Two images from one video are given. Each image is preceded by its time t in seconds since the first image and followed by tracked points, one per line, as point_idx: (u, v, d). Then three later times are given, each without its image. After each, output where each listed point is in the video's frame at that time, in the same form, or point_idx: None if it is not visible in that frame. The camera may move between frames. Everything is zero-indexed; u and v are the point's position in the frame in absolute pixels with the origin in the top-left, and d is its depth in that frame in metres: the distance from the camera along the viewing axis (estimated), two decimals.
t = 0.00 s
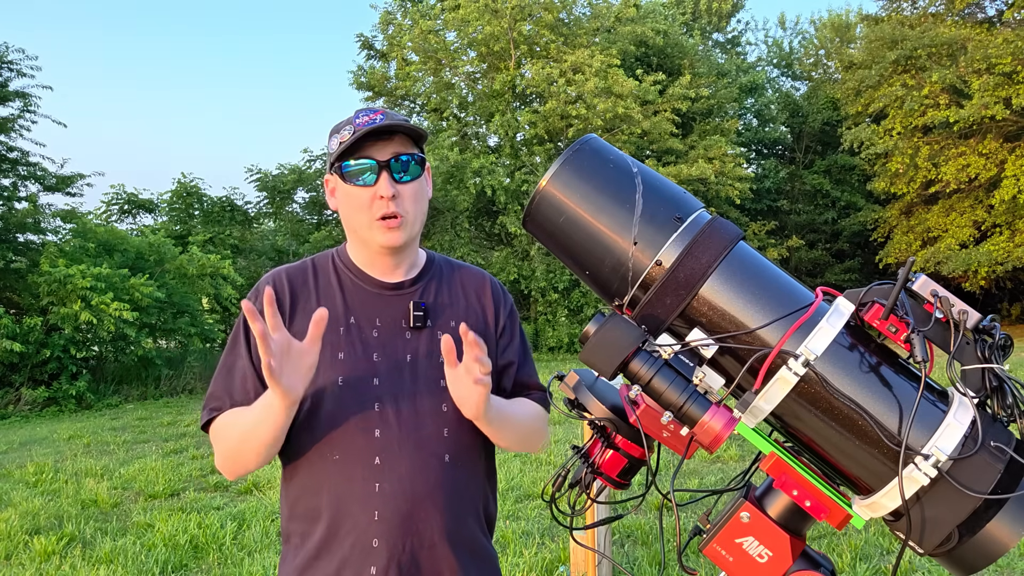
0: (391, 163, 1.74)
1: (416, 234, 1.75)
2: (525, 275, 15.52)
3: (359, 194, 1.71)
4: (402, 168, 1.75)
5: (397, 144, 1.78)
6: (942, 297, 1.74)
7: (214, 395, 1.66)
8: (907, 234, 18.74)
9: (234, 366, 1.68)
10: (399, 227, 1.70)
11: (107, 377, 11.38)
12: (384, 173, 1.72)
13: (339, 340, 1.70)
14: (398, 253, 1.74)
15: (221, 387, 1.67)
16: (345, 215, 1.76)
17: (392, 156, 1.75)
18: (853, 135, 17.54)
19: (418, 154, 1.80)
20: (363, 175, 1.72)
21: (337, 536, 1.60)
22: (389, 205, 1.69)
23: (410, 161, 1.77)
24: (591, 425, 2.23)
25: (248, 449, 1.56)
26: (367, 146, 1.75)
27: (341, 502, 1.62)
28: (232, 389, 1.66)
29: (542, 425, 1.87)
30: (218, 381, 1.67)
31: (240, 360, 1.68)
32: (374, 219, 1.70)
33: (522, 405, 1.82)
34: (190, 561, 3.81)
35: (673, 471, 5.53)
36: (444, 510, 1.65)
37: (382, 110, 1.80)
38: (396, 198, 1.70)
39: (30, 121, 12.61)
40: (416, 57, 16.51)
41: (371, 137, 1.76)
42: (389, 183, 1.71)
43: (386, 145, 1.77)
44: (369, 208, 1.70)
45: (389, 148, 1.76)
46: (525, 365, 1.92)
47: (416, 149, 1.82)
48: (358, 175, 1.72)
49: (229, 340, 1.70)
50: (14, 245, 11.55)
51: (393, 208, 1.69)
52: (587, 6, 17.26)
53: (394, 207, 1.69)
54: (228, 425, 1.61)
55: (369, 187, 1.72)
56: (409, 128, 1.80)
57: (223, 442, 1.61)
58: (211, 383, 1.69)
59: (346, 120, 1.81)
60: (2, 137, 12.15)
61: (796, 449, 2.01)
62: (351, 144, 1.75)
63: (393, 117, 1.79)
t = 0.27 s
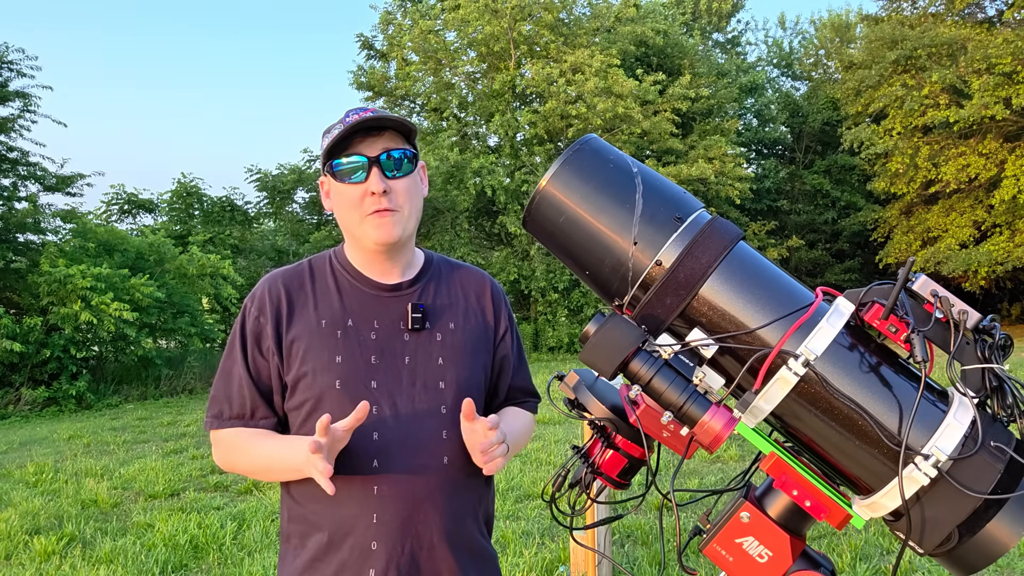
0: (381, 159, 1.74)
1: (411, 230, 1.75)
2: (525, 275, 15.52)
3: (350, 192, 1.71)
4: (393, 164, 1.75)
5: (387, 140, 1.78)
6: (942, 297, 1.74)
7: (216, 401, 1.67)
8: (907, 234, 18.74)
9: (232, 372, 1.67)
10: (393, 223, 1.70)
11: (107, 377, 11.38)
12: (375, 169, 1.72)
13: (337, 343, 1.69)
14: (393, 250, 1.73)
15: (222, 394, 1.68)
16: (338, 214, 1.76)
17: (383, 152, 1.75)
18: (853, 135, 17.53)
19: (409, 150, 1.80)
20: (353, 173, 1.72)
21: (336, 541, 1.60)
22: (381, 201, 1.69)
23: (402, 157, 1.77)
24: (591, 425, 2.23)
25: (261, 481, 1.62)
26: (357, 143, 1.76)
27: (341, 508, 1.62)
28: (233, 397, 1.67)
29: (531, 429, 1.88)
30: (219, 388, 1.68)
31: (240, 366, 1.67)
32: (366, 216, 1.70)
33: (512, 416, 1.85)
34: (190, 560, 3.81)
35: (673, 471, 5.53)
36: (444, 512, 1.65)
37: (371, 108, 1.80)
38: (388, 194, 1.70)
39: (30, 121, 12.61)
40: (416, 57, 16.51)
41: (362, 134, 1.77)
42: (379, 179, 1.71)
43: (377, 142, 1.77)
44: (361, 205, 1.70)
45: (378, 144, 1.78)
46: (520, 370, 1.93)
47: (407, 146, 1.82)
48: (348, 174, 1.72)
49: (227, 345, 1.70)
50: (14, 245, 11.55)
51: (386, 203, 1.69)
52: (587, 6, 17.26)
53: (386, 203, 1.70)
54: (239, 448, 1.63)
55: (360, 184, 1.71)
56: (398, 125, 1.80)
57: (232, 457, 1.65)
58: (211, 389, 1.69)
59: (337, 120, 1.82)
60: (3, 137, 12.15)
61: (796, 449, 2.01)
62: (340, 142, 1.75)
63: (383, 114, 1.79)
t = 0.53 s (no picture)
0: (377, 161, 1.73)
1: (409, 230, 1.75)
2: (525, 275, 15.52)
3: (346, 193, 1.71)
4: (389, 165, 1.74)
5: (383, 141, 1.77)
6: (942, 297, 1.74)
7: (214, 401, 1.66)
8: (907, 234, 18.73)
9: (231, 372, 1.67)
10: (390, 224, 1.70)
11: (107, 378, 11.38)
12: (371, 170, 1.71)
13: (336, 343, 1.69)
14: (391, 250, 1.73)
15: (221, 394, 1.67)
16: (335, 215, 1.76)
17: (379, 154, 1.75)
18: (853, 135, 17.53)
19: (405, 151, 1.80)
20: (350, 174, 1.71)
21: (335, 540, 1.60)
22: (377, 202, 1.69)
23: (398, 159, 1.76)
24: (591, 426, 2.23)
25: (260, 480, 1.61)
26: (353, 144, 1.76)
27: (339, 506, 1.62)
28: (232, 396, 1.66)
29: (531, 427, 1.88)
30: (217, 388, 1.67)
31: (239, 366, 1.67)
32: (362, 217, 1.70)
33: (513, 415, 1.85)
34: (190, 560, 3.81)
35: (673, 471, 5.53)
36: (443, 510, 1.66)
37: (368, 109, 1.80)
38: (384, 196, 1.70)
39: (30, 121, 12.62)
40: (416, 57, 16.51)
41: (358, 136, 1.77)
42: (376, 180, 1.71)
43: (373, 144, 1.77)
44: (357, 206, 1.70)
45: (374, 145, 1.77)
46: (519, 369, 1.93)
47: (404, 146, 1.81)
48: (345, 175, 1.72)
49: (226, 346, 1.69)
50: (14, 245, 11.56)
51: (382, 205, 1.69)
52: (587, 6, 17.26)
53: (382, 204, 1.69)
54: (239, 446, 1.63)
55: (355, 186, 1.71)
56: (394, 125, 1.79)
57: (230, 457, 1.65)
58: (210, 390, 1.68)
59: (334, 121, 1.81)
60: (2, 137, 12.15)
61: (796, 449, 2.01)
62: (337, 144, 1.75)
63: (379, 115, 1.78)
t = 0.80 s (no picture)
0: (377, 163, 1.73)
1: (407, 233, 1.75)
2: (526, 275, 15.51)
3: (345, 194, 1.71)
4: (388, 167, 1.74)
5: (382, 143, 1.77)
6: (943, 297, 1.74)
7: (211, 400, 1.65)
8: (907, 234, 18.74)
9: (229, 370, 1.67)
10: (389, 226, 1.70)
11: (107, 377, 11.37)
12: (370, 173, 1.72)
13: (334, 343, 1.69)
14: (390, 251, 1.73)
15: (218, 392, 1.66)
16: (334, 215, 1.76)
17: (379, 155, 1.75)
18: (853, 135, 17.53)
19: (404, 151, 1.79)
20: (350, 175, 1.71)
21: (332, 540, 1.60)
22: (376, 204, 1.69)
23: (397, 160, 1.76)
24: (591, 425, 2.23)
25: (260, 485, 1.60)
26: (352, 145, 1.76)
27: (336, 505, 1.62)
28: (229, 395, 1.65)
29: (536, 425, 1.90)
30: (214, 385, 1.67)
31: (236, 364, 1.66)
32: (362, 218, 1.70)
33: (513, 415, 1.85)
34: (190, 560, 3.81)
35: (673, 471, 5.52)
36: (440, 511, 1.65)
37: (368, 108, 1.79)
38: (383, 198, 1.70)
39: (30, 121, 12.63)
40: (416, 57, 16.52)
41: (357, 137, 1.76)
42: (375, 182, 1.71)
43: (372, 145, 1.76)
44: (356, 208, 1.70)
45: (374, 146, 1.77)
46: (519, 369, 1.93)
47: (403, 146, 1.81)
48: (345, 176, 1.72)
49: (224, 344, 1.69)
50: (14, 245, 11.56)
51: (380, 206, 1.69)
52: (587, 6, 17.25)
53: (381, 206, 1.70)
54: (239, 448, 1.62)
55: (355, 187, 1.71)
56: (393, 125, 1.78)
57: (229, 460, 1.64)
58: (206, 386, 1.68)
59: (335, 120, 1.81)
60: (2, 137, 12.15)
61: (796, 449, 2.01)
62: (337, 144, 1.75)
63: (378, 116, 1.77)
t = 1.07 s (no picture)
0: (395, 173, 1.74)
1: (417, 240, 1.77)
2: (525, 275, 15.51)
3: (361, 202, 1.69)
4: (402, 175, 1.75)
5: (398, 151, 1.76)
6: (943, 297, 1.74)
7: (207, 396, 1.64)
8: (907, 234, 18.74)
9: (226, 367, 1.66)
10: (404, 234, 1.72)
11: (107, 377, 11.37)
12: (388, 182, 1.72)
13: (334, 342, 1.69)
14: (400, 258, 1.75)
15: (214, 389, 1.65)
16: (344, 219, 1.74)
17: (395, 165, 1.75)
18: (853, 135, 17.52)
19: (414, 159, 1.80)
20: (365, 183, 1.70)
21: (330, 537, 1.60)
22: (394, 213, 1.70)
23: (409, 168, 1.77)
24: (592, 425, 2.23)
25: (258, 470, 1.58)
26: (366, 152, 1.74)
27: (334, 503, 1.62)
28: (225, 392, 1.64)
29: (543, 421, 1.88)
30: (211, 383, 1.66)
31: (234, 361, 1.66)
32: (378, 226, 1.70)
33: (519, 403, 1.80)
34: (190, 561, 3.81)
35: (673, 471, 5.53)
36: (438, 510, 1.65)
37: (379, 115, 1.78)
38: (401, 207, 1.71)
39: (30, 121, 12.63)
40: (416, 57, 16.52)
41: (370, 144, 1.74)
42: (393, 192, 1.71)
43: (389, 154, 1.75)
44: (373, 215, 1.69)
45: (390, 155, 1.76)
46: (522, 366, 1.92)
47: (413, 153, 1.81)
48: (360, 183, 1.70)
49: (222, 341, 1.69)
50: (14, 245, 11.56)
51: (398, 216, 1.70)
52: (587, 6, 17.24)
53: (399, 215, 1.70)
54: (238, 438, 1.58)
55: (373, 195, 1.70)
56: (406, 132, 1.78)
57: (223, 450, 1.61)
58: (203, 382, 1.67)
59: (344, 124, 1.77)
60: (2, 137, 12.16)
61: (797, 449, 2.01)
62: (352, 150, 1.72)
63: (391, 123, 1.78)
